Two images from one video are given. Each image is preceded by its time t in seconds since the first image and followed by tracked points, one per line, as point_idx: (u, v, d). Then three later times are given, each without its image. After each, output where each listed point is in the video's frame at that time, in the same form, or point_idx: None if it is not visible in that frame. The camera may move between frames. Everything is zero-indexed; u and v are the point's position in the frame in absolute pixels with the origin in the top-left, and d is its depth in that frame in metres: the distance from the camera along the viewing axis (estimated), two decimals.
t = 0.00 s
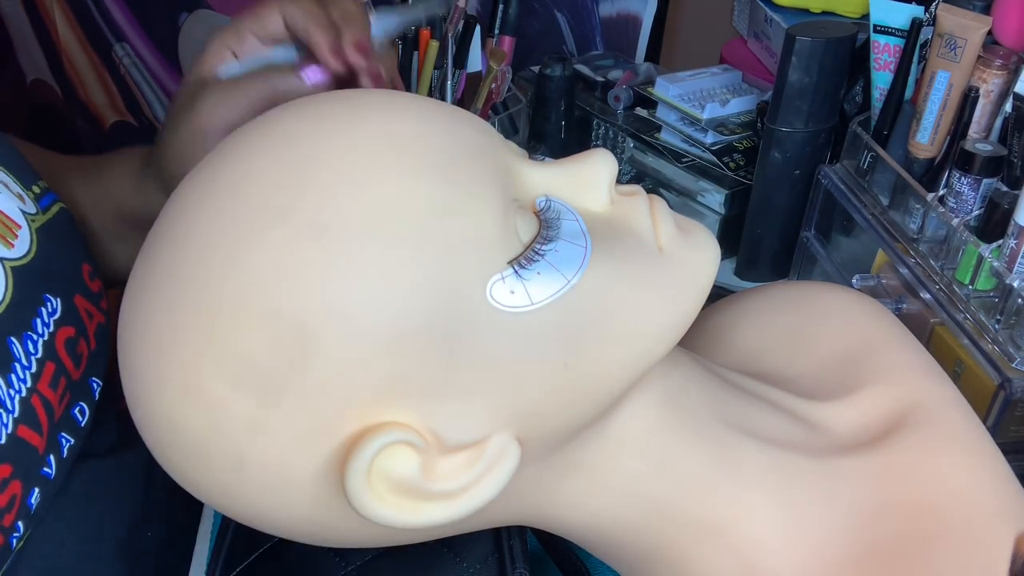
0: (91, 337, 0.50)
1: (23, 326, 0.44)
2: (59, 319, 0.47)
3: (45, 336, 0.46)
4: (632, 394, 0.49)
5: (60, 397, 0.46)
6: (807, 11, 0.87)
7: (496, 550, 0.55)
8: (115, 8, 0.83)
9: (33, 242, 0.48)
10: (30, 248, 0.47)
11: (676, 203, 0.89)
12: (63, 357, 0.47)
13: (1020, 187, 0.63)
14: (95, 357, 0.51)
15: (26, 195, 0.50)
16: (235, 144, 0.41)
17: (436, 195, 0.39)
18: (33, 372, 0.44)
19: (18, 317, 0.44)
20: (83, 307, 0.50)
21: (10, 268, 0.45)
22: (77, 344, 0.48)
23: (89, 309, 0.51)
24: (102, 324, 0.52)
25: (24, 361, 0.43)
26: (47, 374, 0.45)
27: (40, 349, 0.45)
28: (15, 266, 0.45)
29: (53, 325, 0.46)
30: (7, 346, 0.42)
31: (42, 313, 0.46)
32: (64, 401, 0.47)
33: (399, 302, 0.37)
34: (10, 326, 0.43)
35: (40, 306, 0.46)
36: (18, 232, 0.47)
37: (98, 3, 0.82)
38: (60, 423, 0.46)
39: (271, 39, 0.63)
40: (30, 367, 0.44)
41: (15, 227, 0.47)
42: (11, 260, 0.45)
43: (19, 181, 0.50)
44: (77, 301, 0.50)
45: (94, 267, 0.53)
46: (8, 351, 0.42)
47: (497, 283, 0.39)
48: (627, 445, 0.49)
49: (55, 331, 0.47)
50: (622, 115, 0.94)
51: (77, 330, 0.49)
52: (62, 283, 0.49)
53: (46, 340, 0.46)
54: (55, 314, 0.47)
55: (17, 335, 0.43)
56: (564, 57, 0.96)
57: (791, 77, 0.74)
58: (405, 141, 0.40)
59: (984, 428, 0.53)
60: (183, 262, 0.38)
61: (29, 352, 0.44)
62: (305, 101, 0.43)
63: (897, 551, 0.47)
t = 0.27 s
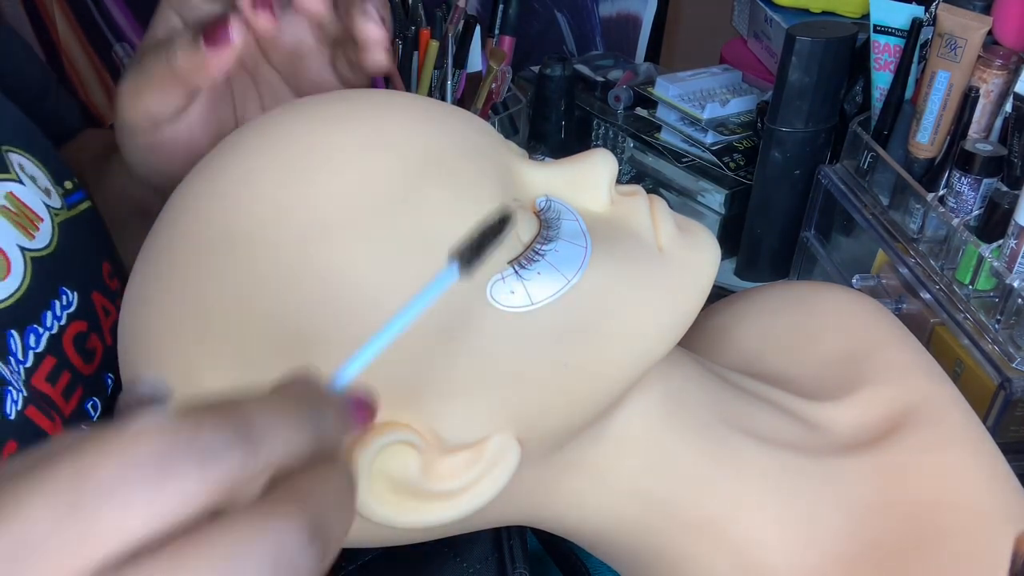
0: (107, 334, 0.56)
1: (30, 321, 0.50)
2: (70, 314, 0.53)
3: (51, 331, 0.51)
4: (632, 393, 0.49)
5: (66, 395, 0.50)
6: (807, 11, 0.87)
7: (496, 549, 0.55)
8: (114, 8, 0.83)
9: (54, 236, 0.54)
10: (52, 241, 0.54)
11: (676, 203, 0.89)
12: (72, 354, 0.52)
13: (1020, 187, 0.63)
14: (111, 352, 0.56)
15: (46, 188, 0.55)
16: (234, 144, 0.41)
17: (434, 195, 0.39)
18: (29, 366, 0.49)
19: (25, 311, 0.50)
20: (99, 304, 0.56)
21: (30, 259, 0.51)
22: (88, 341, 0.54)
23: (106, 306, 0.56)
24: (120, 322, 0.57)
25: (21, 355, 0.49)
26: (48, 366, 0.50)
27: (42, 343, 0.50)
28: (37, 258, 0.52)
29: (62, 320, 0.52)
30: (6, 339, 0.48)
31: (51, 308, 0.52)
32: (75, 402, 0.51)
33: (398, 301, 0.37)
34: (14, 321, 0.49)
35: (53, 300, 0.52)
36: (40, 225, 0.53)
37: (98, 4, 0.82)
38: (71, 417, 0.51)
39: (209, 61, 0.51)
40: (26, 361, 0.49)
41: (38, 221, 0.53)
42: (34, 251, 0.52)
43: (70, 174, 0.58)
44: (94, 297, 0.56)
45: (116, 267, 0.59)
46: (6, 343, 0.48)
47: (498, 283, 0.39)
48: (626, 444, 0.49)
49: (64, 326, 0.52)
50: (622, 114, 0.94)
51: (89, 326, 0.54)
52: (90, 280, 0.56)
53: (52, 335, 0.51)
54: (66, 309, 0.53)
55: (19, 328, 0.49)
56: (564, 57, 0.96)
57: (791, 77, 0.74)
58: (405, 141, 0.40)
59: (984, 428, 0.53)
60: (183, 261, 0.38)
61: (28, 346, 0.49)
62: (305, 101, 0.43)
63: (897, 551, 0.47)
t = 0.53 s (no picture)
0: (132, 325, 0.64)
1: (64, 314, 0.57)
2: (100, 306, 0.61)
3: (85, 322, 0.59)
4: (632, 394, 0.49)
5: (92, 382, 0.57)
6: (807, 11, 0.87)
7: (497, 550, 0.55)
8: (115, 9, 0.83)
9: (85, 230, 0.62)
10: (81, 236, 0.61)
11: (676, 203, 0.89)
12: (97, 343, 0.59)
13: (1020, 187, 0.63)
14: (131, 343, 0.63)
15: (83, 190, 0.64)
16: (234, 146, 0.41)
17: (434, 196, 0.39)
18: (63, 356, 0.56)
19: (61, 305, 0.57)
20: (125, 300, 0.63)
21: (65, 252, 0.59)
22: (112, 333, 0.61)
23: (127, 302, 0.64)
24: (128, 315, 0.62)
25: (55, 346, 0.56)
26: (79, 356, 0.57)
27: (76, 333, 0.58)
28: (69, 249, 0.60)
29: (94, 311, 0.60)
30: (42, 330, 0.55)
31: (84, 300, 0.59)
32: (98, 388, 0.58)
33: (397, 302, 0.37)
34: (47, 313, 0.56)
35: (84, 294, 0.60)
36: (72, 220, 0.61)
37: (98, 6, 0.82)
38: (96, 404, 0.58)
39: (229, 128, 0.48)
40: (59, 352, 0.56)
41: (69, 216, 0.61)
42: (67, 244, 0.60)
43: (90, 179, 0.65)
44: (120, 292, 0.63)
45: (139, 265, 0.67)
46: (42, 333, 0.55)
47: (494, 282, 0.39)
48: (626, 444, 0.49)
49: (95, 318, 0.60)
50: (622, 114, 0.94)
51: (113, 319, 0.62)
52: (106, 273, 0.63)
53: (84, 326, 0.59)
54: (97, 301, 0.60)
55: (52, 320, 0.56)
56: (564, 57, 0.96)
57: (791, 77, 0.74)
58: (404, 141, 0.40)
59: (984, 427, 0.53)
60: (182, 262, 0.38)
61: (62, 337, 0.56)
62: (305, 103, 0.43)
63: (897, 551, 0.47)
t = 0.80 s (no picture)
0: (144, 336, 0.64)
1: (80, 325, 0.58)
2: (114, 318, 0.61)
3: (99, 334, 0.59)
4: (633, 395, 0.49)
5: (104, 394, 0.58)
6: (807, 11, 0.87)
7: (497, 551, 0.55)
8: (115, 8, 0.83)
9: (100, 241, 0.62)
10: (97, 247, 0.61)
11: (676, 203, 0.89)
12: (110, 354, 0.60)
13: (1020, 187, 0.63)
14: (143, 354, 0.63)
15: (99, 199, 0.64)
16: (236, 147, 0.41)
17: (435, 196, 0.39)
18: (77, 368, 0.56)
19: (76, 317, 0.57)
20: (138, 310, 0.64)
21: (81, 264, 0.59)
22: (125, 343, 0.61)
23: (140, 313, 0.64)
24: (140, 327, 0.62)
25: (70, 357, 0.56)
26: (93, 368, 0.58)
27: (90, 346, 0.58)
28: (85, 261, 0.60)
29: (108, 323, 0.60)
30: (57, 343, 0.55)
31: (99, 312, 0.60)
32: (111, 400, 0.59)
33: (398, 303, 0.37)
34: (63, 325, 0.56)
35: (99, 305, 0.60)
36: (87, 231, 0.61)
37: (99, 6, 0.82)
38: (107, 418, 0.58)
39: (229, 130, 0.48)
40: (74, 364, 0.56)
41: (85, 227, 0.61)
42: (83, 255, 0.60)
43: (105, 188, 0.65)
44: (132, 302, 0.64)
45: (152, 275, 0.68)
46: (57, 345, 0.55)
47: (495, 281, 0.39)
48: (627, 444, 0.49)
49: (109, 329, 0.60)
50: (622, 115, 0.94)
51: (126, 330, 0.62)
52: (120, 285, 0.63)
53: (98, 338, 0.59)
54: (111, 313, 0.61)
55: (67, 333, 0.56)
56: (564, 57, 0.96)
57: (791, 77, 0.74)
58: (404, 142, 0.40)
59: (984, 427, 0.53)
60: (183, 262, 0.38)
61: (76, 348, 0.57)
62: (306, 104, 0.43)
63: (897, 551, 0.47)
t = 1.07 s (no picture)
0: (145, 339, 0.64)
1: (81, 327, 0.58)
2: (115, 320, 0.61)
3: (101, 336, 0.59)
4: (633, 395, 0.49)
5: (106, 395, 0.59)
6: (807, 11, 0.87)
7: (497, 551, 0.55)
8: (113, 7, 0.83)
9: (101, 243, 0.62)
10: (98, 249, 0.61)
11: (676, 203, 0.89)
12: (111, 356, 0.60)
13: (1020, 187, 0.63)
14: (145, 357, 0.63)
15: (99, 202, 0.64)
16: (236, 148, 0.41)
17: (435, 197, 0.39)
18: (80, 371, 0.57)
19: (78, 319, 0.58)
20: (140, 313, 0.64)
21: (82, 266, 0.59)
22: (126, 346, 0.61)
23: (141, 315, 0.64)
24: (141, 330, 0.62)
25: (72, 360, 0.56)
26: (95, 370, 0.58)
27: (91, 348, 0.58)
28: (86, 263, 0.60)
29: (110, 325, 0.60)
30: (60, 345, 0.55)
31: (100, 314, 0.60)
32: (112, 402, 0.59)
33: (397, 303, 0.37)
34: (64, 327, 0.56)
35: (100, 307, 0.60)
36: (87, 233, 0.61)
37: (99, 6, 0.82)
38: (111, 420, 0.59)
39: (229, 130, 0.48)
40: (76, 367, 0.57)
41: (87, 229, 0.61)
42: (85, 257, 0.60)
43: (106, 189, 0.65)
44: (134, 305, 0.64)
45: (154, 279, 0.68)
46: (60, 348, 0.55)
47: (495, 280, 0.39)
48: (627, 445, 0.49)
49: (111, 331, 0.60)
50: (622, 115, 0.94)
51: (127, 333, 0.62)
52: (121, 286, 0.63)
53: (99, 340, 0.59)
54: (113, 314, 0.61)
55: (69, 335, 0.57)
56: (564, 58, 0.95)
57: (791, 77, 0.74)
58: (404, 142, 0.40)
59: (984, 427, 0.53)
60: (183, 262, 0.38)
61: (78, 351, 0.57)
62: (306, 104, 0.43)
63: (897, 551, 0.47)
